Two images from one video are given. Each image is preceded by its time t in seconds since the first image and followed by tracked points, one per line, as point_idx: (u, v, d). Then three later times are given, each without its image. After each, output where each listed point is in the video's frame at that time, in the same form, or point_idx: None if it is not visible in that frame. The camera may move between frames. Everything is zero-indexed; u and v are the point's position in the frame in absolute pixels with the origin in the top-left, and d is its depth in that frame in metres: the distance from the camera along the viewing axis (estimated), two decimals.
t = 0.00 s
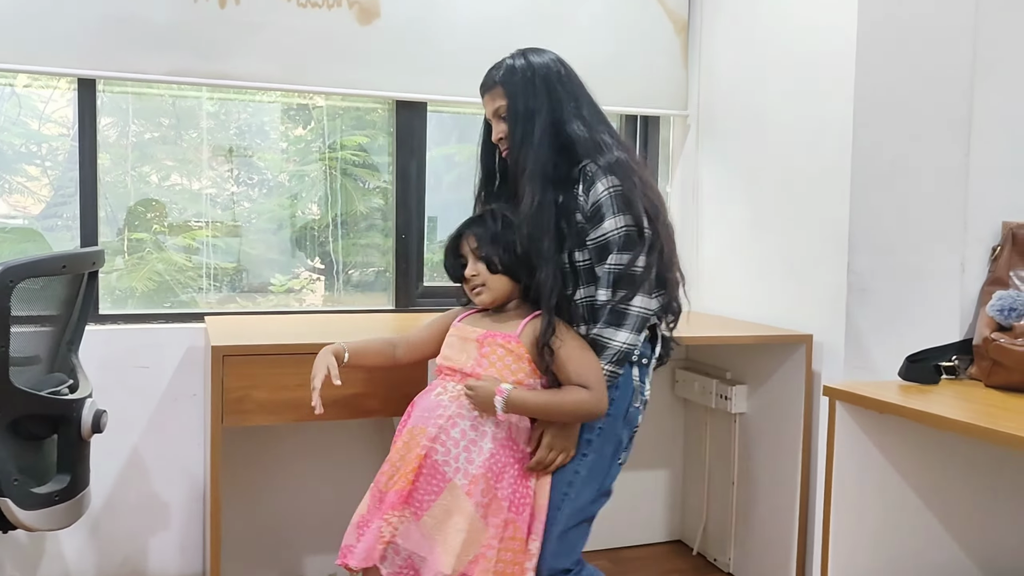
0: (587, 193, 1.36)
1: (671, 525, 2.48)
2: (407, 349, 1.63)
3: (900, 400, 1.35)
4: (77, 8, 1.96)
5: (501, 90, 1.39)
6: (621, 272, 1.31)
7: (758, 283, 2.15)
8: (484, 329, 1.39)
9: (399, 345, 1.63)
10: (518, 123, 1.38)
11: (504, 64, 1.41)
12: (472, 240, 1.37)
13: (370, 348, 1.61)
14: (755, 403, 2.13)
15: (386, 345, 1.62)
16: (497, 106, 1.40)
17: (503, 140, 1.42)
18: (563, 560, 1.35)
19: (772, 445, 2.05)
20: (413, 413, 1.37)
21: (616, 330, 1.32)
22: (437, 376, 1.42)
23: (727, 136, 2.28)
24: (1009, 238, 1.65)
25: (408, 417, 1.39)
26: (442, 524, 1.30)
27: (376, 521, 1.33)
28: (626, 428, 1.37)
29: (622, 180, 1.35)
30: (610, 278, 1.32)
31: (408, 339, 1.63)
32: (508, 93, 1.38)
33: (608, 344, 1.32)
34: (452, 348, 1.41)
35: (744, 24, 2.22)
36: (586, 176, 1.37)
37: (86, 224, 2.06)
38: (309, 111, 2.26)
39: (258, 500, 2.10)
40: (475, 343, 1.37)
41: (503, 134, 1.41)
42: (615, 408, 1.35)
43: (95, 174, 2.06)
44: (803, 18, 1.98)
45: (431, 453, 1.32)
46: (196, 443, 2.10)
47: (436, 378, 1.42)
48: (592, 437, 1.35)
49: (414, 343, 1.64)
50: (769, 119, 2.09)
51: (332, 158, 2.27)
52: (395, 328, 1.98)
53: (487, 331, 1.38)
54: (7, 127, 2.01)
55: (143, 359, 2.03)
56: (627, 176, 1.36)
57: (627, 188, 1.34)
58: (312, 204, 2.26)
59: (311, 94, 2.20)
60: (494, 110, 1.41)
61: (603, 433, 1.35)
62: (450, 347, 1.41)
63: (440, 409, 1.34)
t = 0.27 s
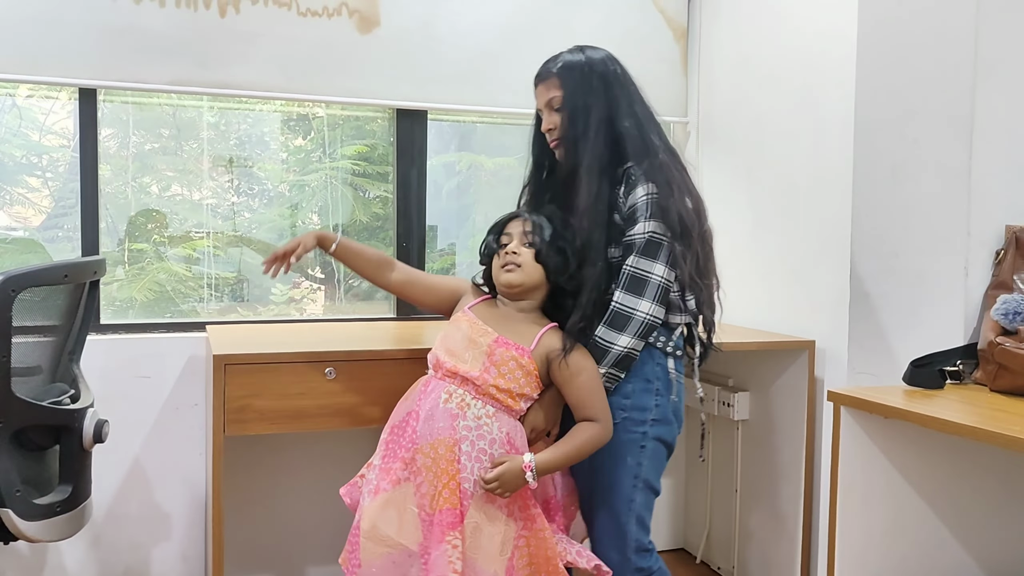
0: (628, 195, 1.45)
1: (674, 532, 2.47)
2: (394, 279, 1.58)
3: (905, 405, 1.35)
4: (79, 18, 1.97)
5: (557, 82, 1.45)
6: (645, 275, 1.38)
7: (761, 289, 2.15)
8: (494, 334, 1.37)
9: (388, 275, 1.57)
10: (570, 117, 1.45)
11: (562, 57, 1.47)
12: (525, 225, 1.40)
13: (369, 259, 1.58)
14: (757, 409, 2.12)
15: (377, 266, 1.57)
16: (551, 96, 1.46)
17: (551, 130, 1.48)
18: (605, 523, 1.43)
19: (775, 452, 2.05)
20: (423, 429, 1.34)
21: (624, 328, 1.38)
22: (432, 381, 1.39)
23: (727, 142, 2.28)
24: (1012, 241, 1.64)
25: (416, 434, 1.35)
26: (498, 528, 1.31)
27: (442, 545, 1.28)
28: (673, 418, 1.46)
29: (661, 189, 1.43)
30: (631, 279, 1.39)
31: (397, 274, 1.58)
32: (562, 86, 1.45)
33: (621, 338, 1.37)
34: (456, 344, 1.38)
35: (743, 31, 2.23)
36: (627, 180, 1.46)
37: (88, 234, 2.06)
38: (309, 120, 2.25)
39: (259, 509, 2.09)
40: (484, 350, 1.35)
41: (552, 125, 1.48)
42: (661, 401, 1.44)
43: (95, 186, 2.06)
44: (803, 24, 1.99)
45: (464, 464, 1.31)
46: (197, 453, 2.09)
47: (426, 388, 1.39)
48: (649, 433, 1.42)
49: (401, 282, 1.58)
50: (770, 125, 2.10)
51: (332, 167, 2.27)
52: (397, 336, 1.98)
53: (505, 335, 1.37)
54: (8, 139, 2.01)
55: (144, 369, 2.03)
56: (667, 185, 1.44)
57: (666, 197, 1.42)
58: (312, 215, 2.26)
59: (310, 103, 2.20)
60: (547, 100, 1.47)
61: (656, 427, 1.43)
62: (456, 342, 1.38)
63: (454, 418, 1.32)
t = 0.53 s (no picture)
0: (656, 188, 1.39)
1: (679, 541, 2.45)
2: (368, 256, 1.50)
3: (912, 410, 1.34)
4: (80, 26, 1.96)
5: (594, 68, 1.40)
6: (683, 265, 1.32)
7: (765, 294, 2.14)
8: (453, 339, 1.34)
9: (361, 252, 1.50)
10: (604, 105, 1.40)
11: (597, 44, 1.42)
12: (509, 224, 1.40)
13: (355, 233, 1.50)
14: (762, 415, 2.11)
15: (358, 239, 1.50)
16: (586, 83, 1.41)
17: (581, 118, 1.43)
18: (591, 514, 1.43)
19: (781, 458, 2.03)
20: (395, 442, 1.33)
21: (660, 315, 1.30)
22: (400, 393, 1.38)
23: (731, 147, 2.27)
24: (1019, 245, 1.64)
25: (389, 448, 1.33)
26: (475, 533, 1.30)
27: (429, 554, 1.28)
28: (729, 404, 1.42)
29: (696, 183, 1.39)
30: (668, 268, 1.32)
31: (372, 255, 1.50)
32: (599, 73, 1.40)
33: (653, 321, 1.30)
34: (419, 350, 1.36)
35: (746, 36, 2.23)
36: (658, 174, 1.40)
37: (89, 243, 2.05)
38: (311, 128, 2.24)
39: (261, 519, 2.08)
40: (443, 357, 1.33)
41: (585, 113, 1.42)
42: (715, 389, 1.40)
43: (96, 195, 2.06)
44: (806, 28, 1.98)
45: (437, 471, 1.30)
46: (199, 461, 2.08)
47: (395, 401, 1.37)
48: (705, 422, 1.39)
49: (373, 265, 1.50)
50: (774, 129, 2.09)
51: (335, 174, 2.26)
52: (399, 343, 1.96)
53: (467, 335, 1.36)
54: (8, 148, 2.00)
55: (146, 377, 2.02)
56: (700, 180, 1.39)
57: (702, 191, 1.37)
58: (314, 222, 2.24)
59: (312, 109, 2.19)
60: (581, 87, 1.41)
61: (712, 416, 1.40)
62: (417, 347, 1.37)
63: (423, 427, 1.31)
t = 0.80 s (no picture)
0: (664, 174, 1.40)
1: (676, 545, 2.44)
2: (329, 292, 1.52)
3: (909, 412, 1.34)
4: (77, 29, 1.96)
5: (591, 60, 1.39)
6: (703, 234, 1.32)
7: (763, 298, 2.14)
8: (424, 344, 1.38)
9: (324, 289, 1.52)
10: (604, 96, 1.39)
11: (588, 38, 1.42)
12: (451, 223, 1.45)
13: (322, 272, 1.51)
14: (760, 419, 2.10)
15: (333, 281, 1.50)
16: (581, 75, 1.40)
17: (575, 111, 1.42)
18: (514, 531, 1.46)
19: (779, 462, 2.03)
20: (373, 447, 1.36)
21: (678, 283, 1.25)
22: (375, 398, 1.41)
23: (728, 150, 2.28)
24: (1015, 248, 1.63)
25: (366, 453, 1.37)
26: (439, 543, 1.34)
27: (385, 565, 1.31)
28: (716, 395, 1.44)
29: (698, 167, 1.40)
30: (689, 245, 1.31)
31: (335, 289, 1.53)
32: (596, 64, 1.39)
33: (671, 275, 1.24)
34: (391, 357, 1.39)
35: (743, 39, 2.23)
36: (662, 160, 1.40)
37: (86, 246, 2.05)
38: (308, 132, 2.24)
39: (257, 523, 2.07)
40: (417, 363, 1.37)
41: (580, 106, 1.41)
42: (705, 379, 1.42)
43: (94, 198, 2.05)
44: (803, 33, 1.98)
45: (412, 479, 1.34)
46: (195, 466, 2.07)
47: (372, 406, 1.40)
48: (701, 413, 1.40)
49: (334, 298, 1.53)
50: (772, 132, 2.09)
51: (332, 177, 2.25)
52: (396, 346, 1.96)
53: (429, 335, 1.41)
54: (5, 151, 2.00)
55: (142, 381, 2.01)
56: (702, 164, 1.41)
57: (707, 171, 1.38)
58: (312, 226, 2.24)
59: (309, 113, 2.19)
60: (575, 79, 1.41)
61: (705, 407, 1.41)
62: (387, 352, 1.39)
63: (401, 435, 1.35)
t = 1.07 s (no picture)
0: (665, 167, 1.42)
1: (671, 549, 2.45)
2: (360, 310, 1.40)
3: (905, 416, 1.34)
4: (75, 31, 1.96)
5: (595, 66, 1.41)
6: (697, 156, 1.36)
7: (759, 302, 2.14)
8: (440, 350, 1.36)
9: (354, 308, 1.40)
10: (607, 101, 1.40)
11: (591, 41, 1.43)
12: (422, 227, 1.40)
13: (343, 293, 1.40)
14: (755, 423, 2.11)
15: (372, 288, 1.38)
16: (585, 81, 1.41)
17: (578, 116, 1.42)
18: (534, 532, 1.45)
19: (775, 466, 2.03)
20: (398, 459, 1.31)
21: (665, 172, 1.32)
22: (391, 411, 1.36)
23: (724, 154, 2.29)
24: (1010, 253, 1.64)
25: (390, 466, 1.31)
26: (471, 550, 1.30)
27: None
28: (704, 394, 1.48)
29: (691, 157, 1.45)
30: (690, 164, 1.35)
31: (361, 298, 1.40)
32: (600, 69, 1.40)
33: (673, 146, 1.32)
34: (408, 369, 1.35)
35: (739, 44, 2.25)
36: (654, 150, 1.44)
37: (82, 248, 2.05)
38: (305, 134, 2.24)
39: (253, 525, 2.07)
40: (437, 369, 1.34)
41: (582, 111, 1.41)
42: (694, 379, 1.46)
43: (90, 200, 2.05)
44: (800, 38, 1.99)
45: (445, 488, 1.30)
46: (191, 468, 2.07)
47: (392, 418, 1.35)
48: (693, 412, 1.44)
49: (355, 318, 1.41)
50: (768, 137, 2.10)
51: (328, 180, 2.25)
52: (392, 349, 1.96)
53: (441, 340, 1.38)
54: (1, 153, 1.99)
55: (138, 383, 2.01)
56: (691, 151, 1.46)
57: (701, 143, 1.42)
58: (308, 229, 2.24)
59: (305, 115, 2.20)
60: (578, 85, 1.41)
61: (696, 406, 1.45)
62: (400, 364, 1.36)
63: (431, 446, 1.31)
